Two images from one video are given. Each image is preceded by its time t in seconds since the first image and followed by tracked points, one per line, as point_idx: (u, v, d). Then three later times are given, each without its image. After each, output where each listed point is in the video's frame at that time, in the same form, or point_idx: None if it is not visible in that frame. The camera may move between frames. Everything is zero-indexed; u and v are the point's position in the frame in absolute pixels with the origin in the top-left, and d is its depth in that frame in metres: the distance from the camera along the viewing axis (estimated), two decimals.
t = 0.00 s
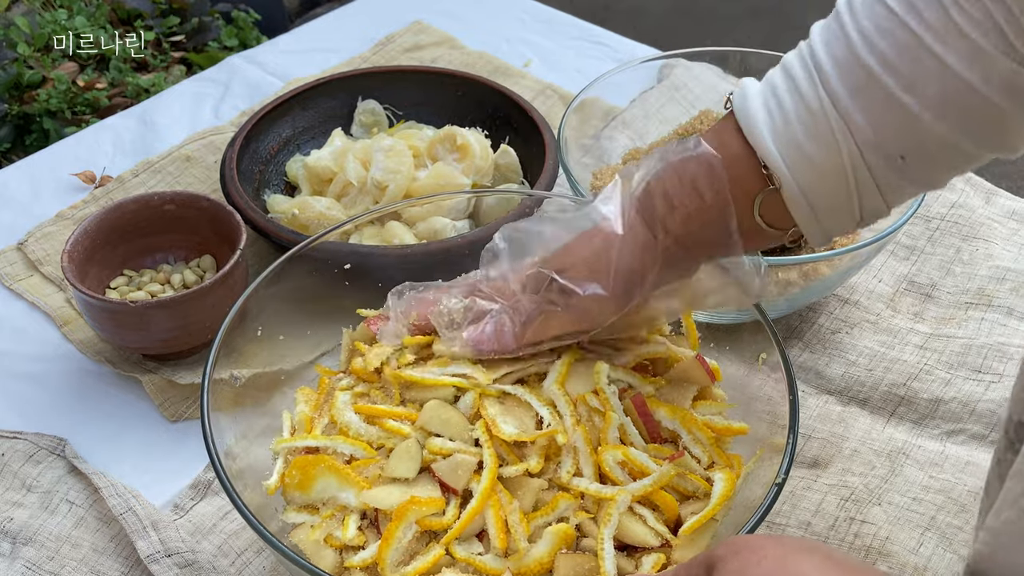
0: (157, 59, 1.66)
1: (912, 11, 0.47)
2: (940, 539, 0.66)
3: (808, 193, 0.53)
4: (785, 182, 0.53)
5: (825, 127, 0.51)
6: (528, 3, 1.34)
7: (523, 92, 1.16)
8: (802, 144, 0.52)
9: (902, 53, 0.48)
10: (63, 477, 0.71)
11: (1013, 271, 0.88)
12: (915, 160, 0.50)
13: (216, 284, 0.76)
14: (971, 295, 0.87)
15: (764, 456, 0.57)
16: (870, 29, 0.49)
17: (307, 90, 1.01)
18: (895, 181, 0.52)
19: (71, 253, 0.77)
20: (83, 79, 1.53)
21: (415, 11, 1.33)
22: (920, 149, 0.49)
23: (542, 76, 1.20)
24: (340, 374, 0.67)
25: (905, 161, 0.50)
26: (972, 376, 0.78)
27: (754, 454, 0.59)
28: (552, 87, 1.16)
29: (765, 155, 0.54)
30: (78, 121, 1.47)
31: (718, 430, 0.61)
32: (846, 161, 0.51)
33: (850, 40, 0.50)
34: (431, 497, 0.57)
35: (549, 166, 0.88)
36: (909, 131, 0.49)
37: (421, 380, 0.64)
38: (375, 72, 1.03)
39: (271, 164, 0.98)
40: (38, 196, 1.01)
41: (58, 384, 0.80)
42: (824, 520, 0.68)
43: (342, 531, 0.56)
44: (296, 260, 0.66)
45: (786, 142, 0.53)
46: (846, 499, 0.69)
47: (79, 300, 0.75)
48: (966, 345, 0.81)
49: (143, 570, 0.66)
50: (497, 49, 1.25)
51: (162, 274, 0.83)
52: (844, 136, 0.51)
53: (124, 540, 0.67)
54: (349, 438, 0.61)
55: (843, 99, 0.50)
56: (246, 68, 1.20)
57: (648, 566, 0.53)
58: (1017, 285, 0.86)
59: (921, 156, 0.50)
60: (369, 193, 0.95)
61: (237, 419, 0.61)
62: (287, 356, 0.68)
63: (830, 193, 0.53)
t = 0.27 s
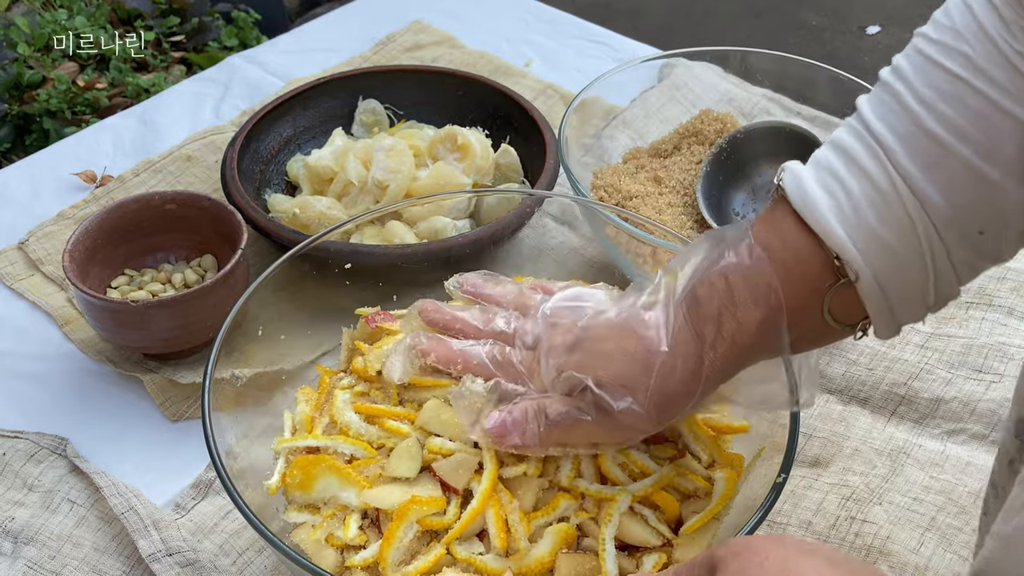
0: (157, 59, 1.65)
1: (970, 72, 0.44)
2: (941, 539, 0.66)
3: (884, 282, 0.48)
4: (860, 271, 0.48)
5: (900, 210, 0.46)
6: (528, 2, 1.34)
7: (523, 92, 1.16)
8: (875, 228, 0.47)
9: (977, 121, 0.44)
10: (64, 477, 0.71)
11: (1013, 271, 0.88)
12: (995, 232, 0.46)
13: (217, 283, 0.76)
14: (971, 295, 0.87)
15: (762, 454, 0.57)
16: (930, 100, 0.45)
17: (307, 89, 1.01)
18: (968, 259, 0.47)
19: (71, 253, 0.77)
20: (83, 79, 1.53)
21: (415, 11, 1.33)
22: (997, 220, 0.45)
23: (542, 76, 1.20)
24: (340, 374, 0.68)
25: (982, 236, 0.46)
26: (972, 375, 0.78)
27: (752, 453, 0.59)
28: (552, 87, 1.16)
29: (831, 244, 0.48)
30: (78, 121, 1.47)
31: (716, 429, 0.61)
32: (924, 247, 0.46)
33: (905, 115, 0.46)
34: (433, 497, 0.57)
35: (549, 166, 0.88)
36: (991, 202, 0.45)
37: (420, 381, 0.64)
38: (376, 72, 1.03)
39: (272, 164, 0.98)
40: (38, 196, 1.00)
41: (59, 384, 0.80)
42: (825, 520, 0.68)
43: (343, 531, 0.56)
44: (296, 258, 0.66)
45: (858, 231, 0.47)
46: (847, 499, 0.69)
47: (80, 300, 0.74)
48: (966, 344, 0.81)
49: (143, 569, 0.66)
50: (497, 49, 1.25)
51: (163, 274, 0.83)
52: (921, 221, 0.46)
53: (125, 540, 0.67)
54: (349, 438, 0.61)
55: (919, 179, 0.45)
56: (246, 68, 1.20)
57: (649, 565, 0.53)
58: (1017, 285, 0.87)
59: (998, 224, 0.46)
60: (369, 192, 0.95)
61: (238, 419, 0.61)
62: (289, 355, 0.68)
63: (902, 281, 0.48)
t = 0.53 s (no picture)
0: (157, 59, 1.65)
1: (965, 77, 0.44)
2: (941, 541, 0.66)
3: (901, 295, 0.48)
4: (879, 291, 0.48)
5: (913, 227, 0.46)
6: (528, 2, 1.34)
7: (524, 92, 1.16)
8: (891, 249, 0.47)
9: (978, 130, 0.44)
10: (64, 477, 0.71)
11: (1013, 271, 0.88)
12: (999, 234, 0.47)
13: (217, 283, 0.76)
14: (971, 296, 0.87)
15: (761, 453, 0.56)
16: (925, 111, 0.45)
17: (307, 89, 1.01)
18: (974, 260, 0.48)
19: (71, 252, 0.77)
20: (83, 79, 1.53)
21: (415, 11, 1.33)
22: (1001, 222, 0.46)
23: (542, 76, 1.20)
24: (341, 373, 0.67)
25: (988, 239, 0.47)
26: (972, 376, 0.78)
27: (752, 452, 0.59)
28: (552, 86, 1.16)
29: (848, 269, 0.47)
30: (78, 121, 1.47)
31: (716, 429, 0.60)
32: (936, 255, 0.47)
33: (902, 131, 0.46)
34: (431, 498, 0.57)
35: (549, 166, 0.88)
36: (996, 205, 0.45)
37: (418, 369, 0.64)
38: (376, 72, 1.03)
39: (272, 164, 0.98)
40: (38, 196, 1.00)
41: (59, 384, 0.80)
42: (825, 521, 0.68)
43: (342, 531, 0.56)
44: (296, 259, 0.66)
45: (871, 249, 0.47)
46: (847, 500, 0.69)
47: (80, 300, 0.74)
48: (967, 345, 0.81)
49: (143, 569, 0.66)
50: (497, 49, 1.25)
51: (163, 274, 0.83)
52: (932, 233, 0.46)
53: (125, 540, 0.67)
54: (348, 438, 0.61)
55: (925, 191, 0.45)
56: (246, 68, 1.20)
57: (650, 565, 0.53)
58: (1017, 285, 0.87)
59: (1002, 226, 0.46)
60: (369, 192, 0.95)
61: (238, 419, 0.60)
62: (289, 355, 0.68)
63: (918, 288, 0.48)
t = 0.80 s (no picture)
0: (157, 59, 1.65)
1: (950, 92, 0.44)
2: (940, 542, 0.66)
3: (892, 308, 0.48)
4: (873, 308, 0.47)
5: (903, 242, 0.46)
6: (528, 2, 1.33)
7: (523, 92, 1.16)
8: (883, 266, 0.46)
9: (963, 143, 0.44)
10: (64, 477, 0.71)
11: (1013, 271, 0.88)
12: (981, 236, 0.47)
13: (217, 283, 0.76)
14: (971, 296, 0.87)
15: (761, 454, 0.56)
16: (911, 125, 0.44)
17: (307, 89, 1.01)
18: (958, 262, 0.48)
19: (71, 253, 0.77)
20: (84, 79, 1.53)
21: (415, 11, 1.33)
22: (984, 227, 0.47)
23: (542, 76, 1.20)
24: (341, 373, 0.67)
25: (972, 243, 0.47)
26: (972, 376, 0.78)
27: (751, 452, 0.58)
28: (552, 87, 1.16)
29: (844, 289, 0.47)
30: (78, 121, 1.47)
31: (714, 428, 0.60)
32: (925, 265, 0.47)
33: (887, 147, 0.45)
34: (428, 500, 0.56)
35: (549, 166, 0.88)
36: (979, 211, 0.46)
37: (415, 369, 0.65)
38: (376, 72, 1.03)
39: (271, 164, 0.98)
40: (38, 196, 1.00)
41: (59, 384, 0.80)
42: (825, 522, 0.68)
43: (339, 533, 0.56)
44: (296, 259, 0.66)
45: (863, 268, 0.46)
46: (847, 501, 0.69)
47: (79, 300, 0.74)
48: (966, 345, 0.81)
49: (143, 569, 0.66)
50: (497, 49, 1.25)
51: (162, 274, 0.83)
52: (921, 245, 0.46)
53: (124, 540, 0.67)
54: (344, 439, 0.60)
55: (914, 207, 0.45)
56: (246, 68, 1.20)
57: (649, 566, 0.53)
58: (1017, 285, 0.87)
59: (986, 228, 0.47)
60: (369, 192, 0.95)
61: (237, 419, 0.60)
62: (288, 355, 0.68)
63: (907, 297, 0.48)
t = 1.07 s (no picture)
0: (157, 59, 1.65)
1: (921, 69, 0.45)
2: (940, 542, 0.66)
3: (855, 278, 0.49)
4: (836, 279, 0.48)
5: (870, 218, 0.47)
6: (528, 2, 1.34)
7: (523, 92, 1.16)
8: (849, 242, 0.47)
9: (929, 117, 0.45)
10: (64, 477, 0.71)
11: (1013, 271, 0.88)
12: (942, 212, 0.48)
13: (217, 283, 0.76)
14: (971, 296, 0.87)
15: (761, 454, 0.57)
16: (877, 97, 0.46)
17: (307, 89, 1.01)
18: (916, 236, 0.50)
19: (71, 252, 0.77)
20: (83, 79, 1.53)
21: (415, 11, 1.33)
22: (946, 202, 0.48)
23: (542, 76, 1.20)
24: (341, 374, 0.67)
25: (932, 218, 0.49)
26: (972, 376, 0.78)
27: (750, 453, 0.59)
28: (552, 87, 1.16)
29: (814, 263, 0.48)
30: (78, 121, 1.47)
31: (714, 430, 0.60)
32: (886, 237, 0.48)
33: (853, 119, 0.46)
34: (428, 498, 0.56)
35: (549, 166, 0.88)
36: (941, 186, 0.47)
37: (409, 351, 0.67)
38: (376, 72, 1.03)
39: (272, 164, 0.98)
40: (38, 196, 1.00)
41: (59, 384, 0.80)
42: (825, 522, 0.68)
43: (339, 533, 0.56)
44: (296, 259, 0.66)
45: (828, 240, 0.47)
46: (847, 502, 0.69)
47: (79, 300, 0.74)
48: (967, 345, 0.81)
49: (143, 569, 0.66)
50: (497, 49, 1.25)
51: (162, 274, 0.83)
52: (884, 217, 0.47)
53: (124, 540, 0.67)
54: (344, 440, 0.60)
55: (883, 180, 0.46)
56: (246, 68, 1.20)
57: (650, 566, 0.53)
58: (1017, 285, 0.87)
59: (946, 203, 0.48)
60: (369, 192, 0.95)
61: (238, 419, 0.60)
62: (289, 355, 0.68)
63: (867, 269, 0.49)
